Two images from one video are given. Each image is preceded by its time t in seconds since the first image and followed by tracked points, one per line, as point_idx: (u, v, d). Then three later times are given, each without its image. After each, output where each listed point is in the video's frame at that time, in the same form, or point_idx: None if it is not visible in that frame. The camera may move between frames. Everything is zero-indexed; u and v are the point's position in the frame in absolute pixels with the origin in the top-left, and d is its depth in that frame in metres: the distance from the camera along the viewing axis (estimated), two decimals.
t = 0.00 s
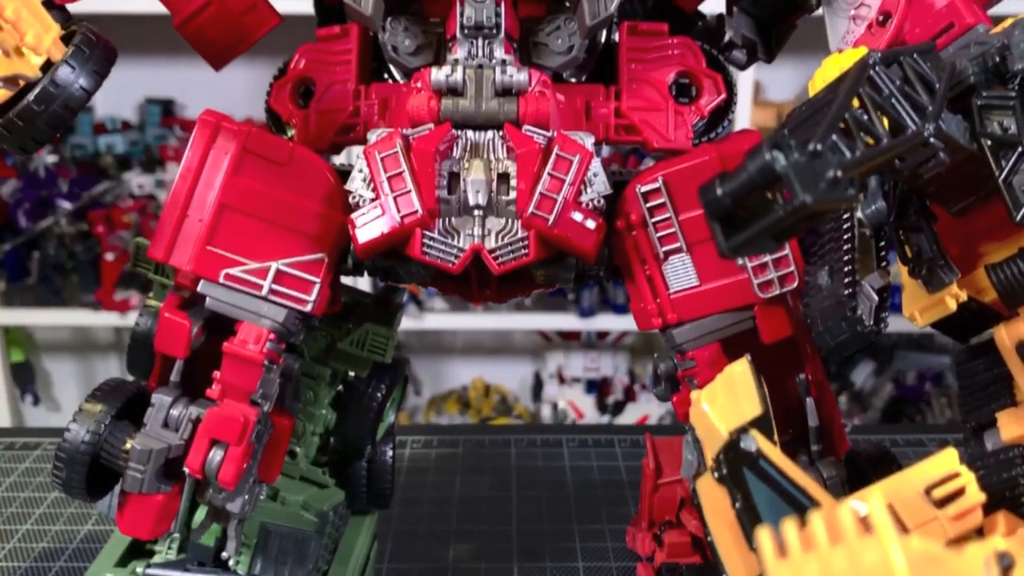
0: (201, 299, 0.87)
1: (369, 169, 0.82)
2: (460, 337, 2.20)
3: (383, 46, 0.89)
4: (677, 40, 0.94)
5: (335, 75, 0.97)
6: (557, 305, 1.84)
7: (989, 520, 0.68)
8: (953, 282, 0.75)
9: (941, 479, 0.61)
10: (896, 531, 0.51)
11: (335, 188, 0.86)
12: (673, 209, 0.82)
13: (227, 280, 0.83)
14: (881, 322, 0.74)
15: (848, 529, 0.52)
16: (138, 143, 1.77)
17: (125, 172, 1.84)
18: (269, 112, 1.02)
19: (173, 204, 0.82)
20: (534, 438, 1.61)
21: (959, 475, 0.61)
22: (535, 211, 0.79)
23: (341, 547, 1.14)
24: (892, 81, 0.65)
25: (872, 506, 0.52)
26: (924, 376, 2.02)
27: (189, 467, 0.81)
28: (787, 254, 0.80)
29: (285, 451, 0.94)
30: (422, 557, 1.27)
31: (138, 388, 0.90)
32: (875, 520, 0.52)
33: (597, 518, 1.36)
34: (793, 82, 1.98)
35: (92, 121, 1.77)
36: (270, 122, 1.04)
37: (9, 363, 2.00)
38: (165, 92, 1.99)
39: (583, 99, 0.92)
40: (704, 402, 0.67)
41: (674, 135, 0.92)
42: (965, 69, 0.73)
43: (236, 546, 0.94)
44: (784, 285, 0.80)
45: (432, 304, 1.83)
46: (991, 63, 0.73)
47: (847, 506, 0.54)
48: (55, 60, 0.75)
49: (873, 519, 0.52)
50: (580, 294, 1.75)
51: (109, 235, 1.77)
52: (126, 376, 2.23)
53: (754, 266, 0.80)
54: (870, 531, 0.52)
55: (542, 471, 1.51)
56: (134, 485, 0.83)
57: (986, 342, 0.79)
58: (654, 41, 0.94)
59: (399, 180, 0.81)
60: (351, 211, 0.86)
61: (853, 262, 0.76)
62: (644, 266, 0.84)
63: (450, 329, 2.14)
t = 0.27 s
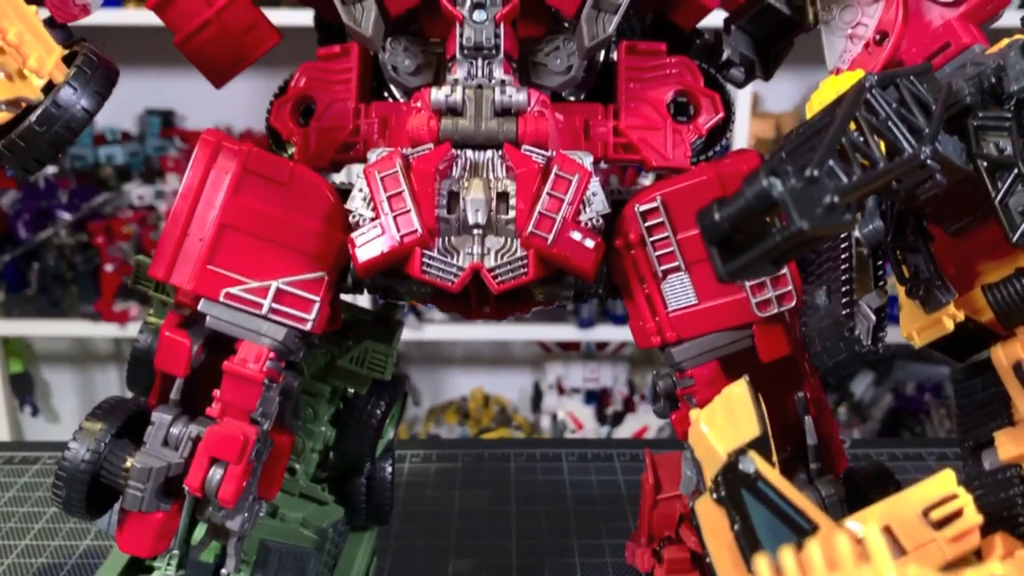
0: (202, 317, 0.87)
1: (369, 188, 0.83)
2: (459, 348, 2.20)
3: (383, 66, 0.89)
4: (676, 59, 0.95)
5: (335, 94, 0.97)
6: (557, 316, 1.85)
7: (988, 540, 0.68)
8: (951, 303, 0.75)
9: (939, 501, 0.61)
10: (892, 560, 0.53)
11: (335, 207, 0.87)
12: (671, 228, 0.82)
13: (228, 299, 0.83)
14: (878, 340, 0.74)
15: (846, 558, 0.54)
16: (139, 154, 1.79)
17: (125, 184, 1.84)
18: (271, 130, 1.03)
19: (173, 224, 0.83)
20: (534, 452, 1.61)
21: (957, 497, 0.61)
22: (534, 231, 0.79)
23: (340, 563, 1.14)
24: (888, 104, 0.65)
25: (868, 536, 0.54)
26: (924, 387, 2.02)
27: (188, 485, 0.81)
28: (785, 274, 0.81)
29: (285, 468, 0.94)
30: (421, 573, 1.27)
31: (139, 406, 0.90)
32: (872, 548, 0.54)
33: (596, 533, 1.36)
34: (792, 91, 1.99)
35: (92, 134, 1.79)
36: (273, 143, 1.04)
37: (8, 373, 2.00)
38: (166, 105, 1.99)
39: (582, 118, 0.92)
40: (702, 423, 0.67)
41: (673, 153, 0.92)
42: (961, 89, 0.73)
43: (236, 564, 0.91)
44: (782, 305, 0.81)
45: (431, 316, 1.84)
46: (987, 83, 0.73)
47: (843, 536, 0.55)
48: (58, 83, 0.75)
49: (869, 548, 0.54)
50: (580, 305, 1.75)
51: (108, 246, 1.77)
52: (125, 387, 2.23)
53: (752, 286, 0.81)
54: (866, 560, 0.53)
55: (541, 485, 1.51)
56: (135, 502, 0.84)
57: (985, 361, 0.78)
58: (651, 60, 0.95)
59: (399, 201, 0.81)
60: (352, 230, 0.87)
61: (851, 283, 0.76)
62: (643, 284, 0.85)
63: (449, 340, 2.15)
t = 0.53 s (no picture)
0: (201, 335, 0.88)
1: (369, 209, 0.83)
2: (459, 358, 2.20)
3: (382, 87, 0.91)
4: (672, 79, 0.96)
5: (335, 113, 0.98)
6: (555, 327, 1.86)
7: (979, 564, 0.69)
8: (946, 323, 0.77)
9: (935, 522, 0.62)
10: None
11: (335, 227, 0.87)
12: (669, 248, 0.83)
13: (227, 318, 0.83)
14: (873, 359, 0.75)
15: None
16: (139, 164, 1.81)
17: (124, 195, 1.85)
18: (270, 149, 1.03)
19: (174, 244, 0.83)
20: (533, 466, 1.62)
21: (953, 519, 0.62)
22: (532, 251, 0.80)
23: None
24: (883, 129, 0.65)
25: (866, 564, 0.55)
26: (922, 397, 2.02)
27: (188, 504, 0.82)
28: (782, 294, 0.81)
29: (284, 485, 0.94)
30: None
31: (139, 424, 0.91)
32: None
33: (595, 547, 1.36)
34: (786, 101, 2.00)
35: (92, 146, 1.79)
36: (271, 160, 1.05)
37: (7, 384, 2.00)
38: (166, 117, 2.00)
39: (580, 138, 0.93)
40: (699, 444, 0.68)
41: (670, 172, 0.93)
42: (956, 111, 0.75)
43: None
44: (778, 324, 0.81)
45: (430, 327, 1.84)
46: (981, 105, 0.74)
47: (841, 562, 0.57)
48: (60, 105, 0.76)
49: None
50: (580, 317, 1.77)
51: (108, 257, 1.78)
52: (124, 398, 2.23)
53: (750, 305, 0.81)
54: None
55: (540, 499, 1.51)
56: (134, 522, 0.83)
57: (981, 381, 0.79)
58: (649, 80, 0.95)
59: (399, 221, 0.81)
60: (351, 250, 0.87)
61: (847, 302, 0.77)
62: (641, 303, 0.85)
63: (448, 351, 2.15)
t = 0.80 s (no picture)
0: (203, 349, 0.88)
1: (369, 224, 0.84)
2: (458, 366, 2.20)
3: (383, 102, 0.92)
4: (671, 93, 0.96)
5: (336, 128, 0.99)
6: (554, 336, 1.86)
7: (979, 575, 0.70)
8: (943, 338, 0.76)
9: (934, 537, 0.62)
10: None
11: (335, 241, 0.88)
12: (668, 262, 0.83)
13: (229, 332, 0.84)
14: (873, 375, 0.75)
15: None
16: (138, 172, 1.82)
17: (124, 204, 1.86)
18: (271, 162, 1.04)
19: (175, 258, 0.84)
20: (532, 477, 1.62)
21: (951, 534, 0.62)
22: (532, 265, 0.80)
23: None
24: (880, 145, 0.65)
25: None
26: (921, 405, 2.02)
27: (189, 518, 0.82)
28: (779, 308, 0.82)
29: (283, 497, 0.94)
30: None
31: (139, 438, 0.91)
32: None
33: (594, 558, 1.37)
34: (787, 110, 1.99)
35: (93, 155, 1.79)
36: (274, 176, 1.06)
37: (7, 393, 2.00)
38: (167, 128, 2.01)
39: (579, 152, 0.94)
40: (697, 459, 0.69)
41: (669, 186, 0.94)
42: (953, 127, 0.75)
43: None
44: (777, 338, 0.81)
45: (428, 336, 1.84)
46: (977, 121, 0.74)
47: None
48: (62, 121, 0.76)
49: None
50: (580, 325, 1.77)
51: (108, 266, 1.78)
52: (123, 406, 2.23)
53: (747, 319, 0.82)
54: None
55: (539, 509, 1.51)
56: (134, 535, 0.83)
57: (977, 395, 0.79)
58: (646, 95, 0.96)
59: (398, 235, 0.82)
60: (352, 264, 0.88)
61: (844, 317, 0.77)
62: (639, 317, 0.85)
63: (448, 359, 2.15)
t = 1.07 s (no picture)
0: (204, 361, 0.89)
1: (370, 237, 0.84)
2: (456, 375, 2.20)
3: (385, 116, 0.93)
4: (669, 108, 0.97)
5: (337, 141, 0.99)
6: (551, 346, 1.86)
7: None
8: (940, 352, 0.77)
9: (930, 552, 0.63)
10: None
11: (336, 254, 0.88)
12: (666, 276, 0.84)
13: (230, 345, 0.84)
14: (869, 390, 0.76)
15: None
16: (137, 181, 1.82)
17: (124, 212, 1.85)
18: (271, 175, 1.05)
19: (177, 272, 0.84)
20: (531, 487, 1.63)
21: (948, 548, 0.63)
22: (531, 279, 0.81)
23: None
24: (877, 162, 0.65)
25: None
26: (920, 414, 2.02)
27: (190, 531, 0.82)
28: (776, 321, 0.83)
29: (284, 509, 0.94)
30: None
31: (141, 451, 0.92)
32: None
33: (594, 569, 1.37)
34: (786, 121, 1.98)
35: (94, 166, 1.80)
36: (274, 187, 1.06)
37: (6, 401, 2.00)
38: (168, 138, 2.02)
39: (578, 166, 0.94)
40: (697, 474, 0.69)
41: (668, 200, 0.94)
42: (949, 142, 0.75)
43: None
44: (776, 352, 0.82)
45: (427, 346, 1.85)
46: (973, 137, 0.75)
47: None
48: (66, 136, 0.77)
49: None
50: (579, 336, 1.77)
51: (107, 274, 1.79)
52: (122, 415, 2.22)
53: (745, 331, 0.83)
54: None
55: (538, 520, 1.51)
56: (136, 547, 0.84)
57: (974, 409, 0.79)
58: (646, 109, 0.97)
59: (399, 249, 0.82)
60: (352, 277, 0.88)
61: (843, 331, 0.77)
62: (638, 330, 0.86)
63: (447, 368, 2.15)
